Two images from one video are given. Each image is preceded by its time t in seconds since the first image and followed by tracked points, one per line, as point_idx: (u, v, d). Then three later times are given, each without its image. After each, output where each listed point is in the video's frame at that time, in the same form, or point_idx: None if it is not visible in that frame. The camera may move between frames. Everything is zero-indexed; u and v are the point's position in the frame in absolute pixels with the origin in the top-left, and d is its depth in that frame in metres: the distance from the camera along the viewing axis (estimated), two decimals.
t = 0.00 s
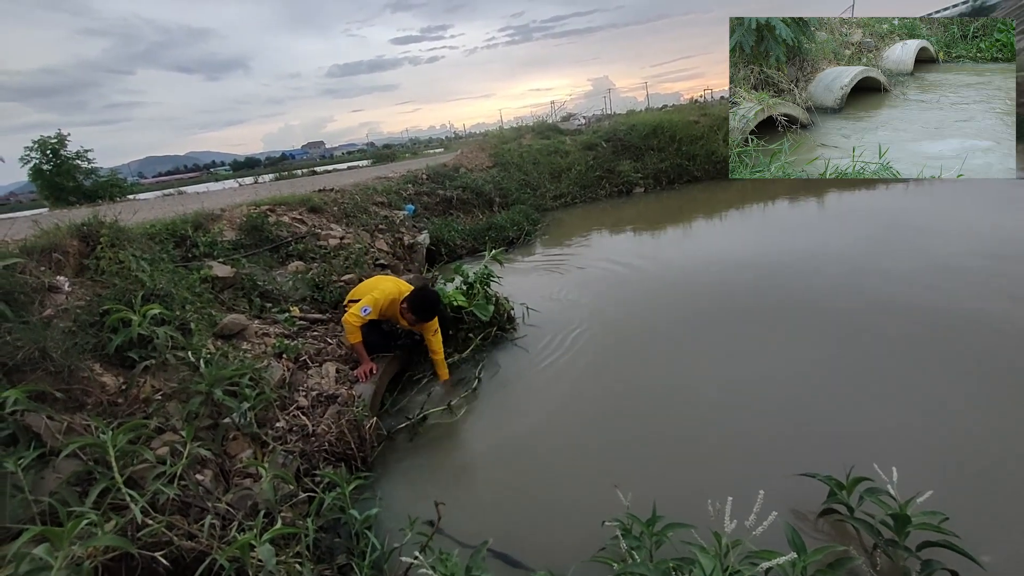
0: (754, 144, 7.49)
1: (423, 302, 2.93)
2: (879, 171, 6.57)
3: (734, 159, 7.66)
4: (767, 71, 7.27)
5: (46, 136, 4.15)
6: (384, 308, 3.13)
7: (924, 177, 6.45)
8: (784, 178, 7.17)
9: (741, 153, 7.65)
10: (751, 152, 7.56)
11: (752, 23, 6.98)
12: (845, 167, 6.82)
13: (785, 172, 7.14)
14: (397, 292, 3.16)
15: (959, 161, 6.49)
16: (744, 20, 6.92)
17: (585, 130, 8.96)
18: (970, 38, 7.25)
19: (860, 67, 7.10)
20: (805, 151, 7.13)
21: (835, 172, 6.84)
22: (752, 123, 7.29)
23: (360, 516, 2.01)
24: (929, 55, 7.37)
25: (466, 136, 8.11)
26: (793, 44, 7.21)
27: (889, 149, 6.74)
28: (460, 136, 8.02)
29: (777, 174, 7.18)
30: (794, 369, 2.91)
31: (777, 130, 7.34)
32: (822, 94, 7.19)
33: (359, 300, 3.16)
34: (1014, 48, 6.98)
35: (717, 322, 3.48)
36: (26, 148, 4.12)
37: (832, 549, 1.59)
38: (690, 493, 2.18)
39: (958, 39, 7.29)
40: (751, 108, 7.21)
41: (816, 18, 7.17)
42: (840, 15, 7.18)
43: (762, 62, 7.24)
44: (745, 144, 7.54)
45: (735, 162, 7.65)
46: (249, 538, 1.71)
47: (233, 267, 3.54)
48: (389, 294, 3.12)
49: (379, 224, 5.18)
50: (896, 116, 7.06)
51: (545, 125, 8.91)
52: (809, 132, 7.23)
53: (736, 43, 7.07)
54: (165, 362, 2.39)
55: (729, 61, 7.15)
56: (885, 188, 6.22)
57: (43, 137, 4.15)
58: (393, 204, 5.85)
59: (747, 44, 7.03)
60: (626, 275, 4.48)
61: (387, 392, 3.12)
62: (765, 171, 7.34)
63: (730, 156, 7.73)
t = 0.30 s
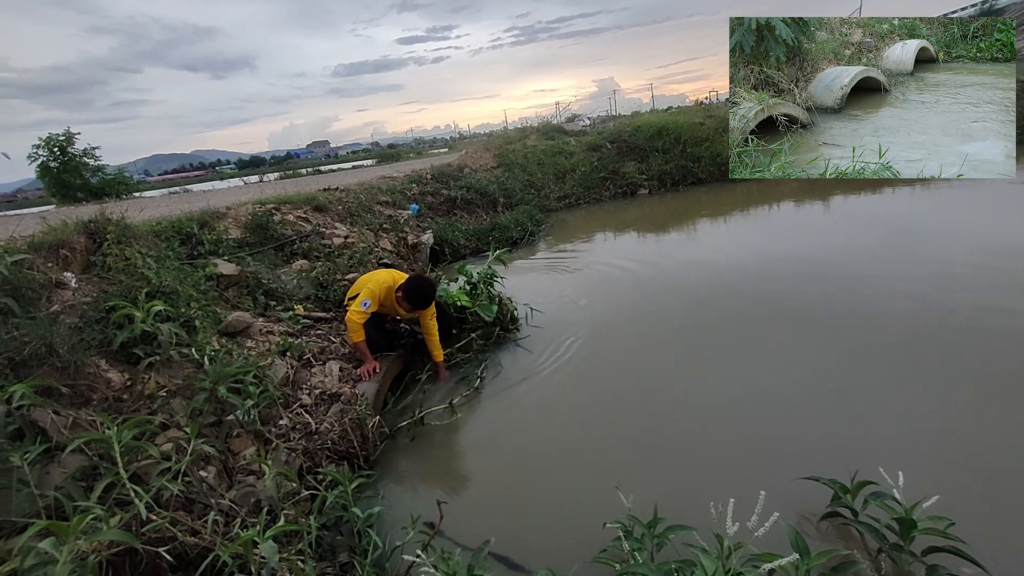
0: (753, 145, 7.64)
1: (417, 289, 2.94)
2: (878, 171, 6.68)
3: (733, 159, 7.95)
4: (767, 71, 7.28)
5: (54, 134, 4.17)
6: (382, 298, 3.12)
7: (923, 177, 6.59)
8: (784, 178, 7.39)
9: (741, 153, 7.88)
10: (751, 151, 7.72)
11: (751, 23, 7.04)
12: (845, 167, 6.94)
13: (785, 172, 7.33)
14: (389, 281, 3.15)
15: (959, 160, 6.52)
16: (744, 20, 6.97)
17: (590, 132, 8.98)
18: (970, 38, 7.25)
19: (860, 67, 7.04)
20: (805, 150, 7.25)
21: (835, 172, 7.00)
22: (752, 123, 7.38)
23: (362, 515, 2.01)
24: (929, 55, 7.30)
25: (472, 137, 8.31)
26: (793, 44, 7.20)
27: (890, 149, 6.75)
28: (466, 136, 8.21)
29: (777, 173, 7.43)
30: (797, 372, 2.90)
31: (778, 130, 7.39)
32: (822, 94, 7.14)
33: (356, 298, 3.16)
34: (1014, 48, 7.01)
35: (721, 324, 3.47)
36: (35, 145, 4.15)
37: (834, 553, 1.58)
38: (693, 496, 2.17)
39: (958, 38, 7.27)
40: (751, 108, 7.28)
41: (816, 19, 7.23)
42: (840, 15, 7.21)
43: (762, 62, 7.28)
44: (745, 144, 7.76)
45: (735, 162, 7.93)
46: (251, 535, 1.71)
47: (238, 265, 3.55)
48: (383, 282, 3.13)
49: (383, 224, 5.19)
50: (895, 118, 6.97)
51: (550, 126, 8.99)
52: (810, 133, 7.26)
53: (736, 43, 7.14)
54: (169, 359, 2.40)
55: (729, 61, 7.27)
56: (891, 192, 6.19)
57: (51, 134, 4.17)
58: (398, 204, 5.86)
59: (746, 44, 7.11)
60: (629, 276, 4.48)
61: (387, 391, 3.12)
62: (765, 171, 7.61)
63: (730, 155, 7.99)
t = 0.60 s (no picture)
0: (753, 145, 7.77)
1: (415, 279, 3.00)
2: (878, 171, 6.87)
3: (733, 159, 8.03)
4: (767, 71, 7.31)
5: (60, 130, 4.19)
6: (384, 294, 3.13)
7: (922, 177, 6.85)
8: (784, 177, 7.62)
9: (741, 153, 7.97)
10: (751, 152, 7.82)
11: (751, 23, 7.11)
12: (845, 167, 7.10)
13: (785, 172, 7.56)
14: (388, 276, 3.15)
15: (959, 161, 6.74)
16: (744, 20, 7.04)
17: (594, 135, 9.00)
18: (970, 38, 7.39)
19: (861, 67, 7.10)
20: (805, 151, 7.38)
21: (835, 172, 7.17)
22: (752, 123, 7.50)
23: (361, 514, 2.01)
24: (929, 55, 7.41)
25: (476, 138, 8.29)
26: (793, 44, 7.29)
27: (889, 148, 6.93)
28: (470, 137, 8.23)
29: (777, 173, 7.62)
30: (798, 378, 2.89)
31: (778, 131, 7.44)
32: (822, 94, 7.17)
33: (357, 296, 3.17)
34: (1014, 48, 7.19)
35: (722, 328, 3.47)
36: (41, 142, 4.17)
37: (834, 558, 1.58)
38: (692, 500, 2.17)
39: (958, 39, 7.42)
40: (751, 108, 7.39)
41: (816, 19, 7.29)
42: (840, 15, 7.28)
43: (762, 62, 7.32)
44: (744, 144, 7.86)
45: (735, 162, 8.00)
46: (251, 532, 1.72)
47: (241, 263, 3.56)
48: (381, 278, 3.12)
49: (387, 224, 5.20)
50: (895, 118, 7.13)
51: (554, 128, 9.03)
52: (810, 133, 7.35)
53: (736, 43, 7.19)
54: (172, 355, 2.41)
55: (729, 61, 7.28)
56: (895, 198, 6.18)
57: (57, 132, 4.19)
58: (401, 204, 5.86)
59: (747, 44, 7.16)
60: (631, 279, 4.49)
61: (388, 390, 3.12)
62: (765, 170, 7.78)
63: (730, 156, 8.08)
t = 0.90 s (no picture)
0: (754, 145, 7.91)
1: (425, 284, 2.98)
2: (879, 170, 7.14)
3: (733, 159, 8.07)
4: (767, 71, 7.61)
5: (62, 128, 4.20)
6: (392, 291, 3.15)
7: (923, 175, 7.07)
8: (784, 178, 7.73)
9: (741, 153, 8.05)
10: (751, 152, 7.97)
11: (752, 23, 7.46)
12: (845, 167, 7.38)
13: (786, 172, 7.69)
14: (398, 275, 3.17)
15: (959, 161, 7.03)
16: (744, 20, 7.41)
17: (595, 136, 9.01)
18: (970, 38, 7.78)
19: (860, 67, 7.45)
20: (805, 151, 7.65)
21: (834, 171, 7.48)
22: (752, 123, 7.72)
23: (362, 513, 2.01)
24: (930, 54, 7.78)
25: (477, 137, 8.28)
26: (793, 44, 7.59)
27: (889, 148, 7.23)
28: (471, 137, 8.25)
29: (777, 173, 7.74)
30: (799, 379, 2.89)
31: (778, 130, 7.71)
32: (822, 94, 7.51)
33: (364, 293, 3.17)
34: (1013, 48, 7.56)
35: (723, 330, 3.47)
36: (44, 139, 4.18)
37: (835, 560, 1.58)
38: (692, 502, 2.17)
39: (958, 39, 7.81)
40: (751, 108, 7.64)
41: (816, 20, 7.63)
42: (839, 16, 7.64)
43: (762, 62, 7.61)
44: (744, 144, 7.97)
45: (735, 162, 8.05)
46: (251, 530, 1.72)
47: (242, 262, 3.57)
48: (390, 277, 3.14)
49: (388, 223, 5.20)
50: (896, 119, 7.45)
51: (555, 129, 9.07)
52: (809, 133, 7.65)
53: (736, 42, 7.53)
54: (173, 353, 2.41)
55: (729, 61, 7.59)
56: (897, 200, 6.18)
57: (60, 130, 4.20)
58: (402, 203, 5.87)
59: (747, 43, 7.49)
60: (631, 279, 4.50)
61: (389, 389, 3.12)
62: (765, 170, 7.88)
63: (730, 156, 8.13)
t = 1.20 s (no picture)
0: (754, 145, 7.91)
1: (430, 287, 2.99)
2: (879, 172, 7.43)
3: (733, 159, 8.06)
4: (767, 71, 7.61)
5: (67, 121, 4.21)
6: (393, 294, 3.16)
7: (922, 177, 7.38)
8: (784, 178, 7.80)
9: (741, 153, 8.03)
10: (751, 152, 7.95)
11: (752, 23, 7.47)
12: (845, 167, 7.63)
13: (786, 171, 7.73)
14: (401, 277, 3.19)
15: (958, 163, 7.31)
16: (744, 20, 7.39)
17: (599, 139, 9.04)
18: (971, 37, 7.90)
19: (861, 67, 7.51)
20: (805, 151, 7.72)
21: (834, 171, 7.72)
22: (752, 122, 7.74)
23: (358, 510, 2.01)
24: (930, 55, 7.90)
25: (481, 138, 8.29)
26: (793, 44, 7.62)
27: (889, 148, 7.43)
28: (475, 138, 8.26)
29: (777, 173, 7.78)
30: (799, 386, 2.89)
31: (778, 130, 7.75)
32: (822, 94, 7.54)
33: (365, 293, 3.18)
34: (1013, 48, 7.73)
35: (723, 335, 3.47)
36: (49, 132, 4.19)
37: (832, 567, 1.58)
38: (688, 507, 2.16)
39: (958, 39, 7.92)
40: (751, 108, 7.64)
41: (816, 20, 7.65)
42: (839, 16, 7.67)
43: (762, 62, 7.62)
44: (745, 144, 7.97)
45: (735, 162, 8.04)
46: (247, 525, 1.72)
47: (243, 257, 3.57)
48: (393, 279, 3.16)
49: (390, 223, 5.21)
50: (897, 118, 7.57)
51: (559, 131, 9.10)
52: (809, 132, 7.71)
53: (736, 43, 7.52)
54: (173, 347, 2.42)
55: (729, 60, 7.59)
56: (900, 209, 6.18)
57: (65, 122, 4.22)
58: (405, 203, 5.88)
59: (747, 43, 7.48)
60: (632, 283, 4.51)
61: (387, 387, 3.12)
62: (765, 170, 7.89)
63: (729, 156, 8.13)
